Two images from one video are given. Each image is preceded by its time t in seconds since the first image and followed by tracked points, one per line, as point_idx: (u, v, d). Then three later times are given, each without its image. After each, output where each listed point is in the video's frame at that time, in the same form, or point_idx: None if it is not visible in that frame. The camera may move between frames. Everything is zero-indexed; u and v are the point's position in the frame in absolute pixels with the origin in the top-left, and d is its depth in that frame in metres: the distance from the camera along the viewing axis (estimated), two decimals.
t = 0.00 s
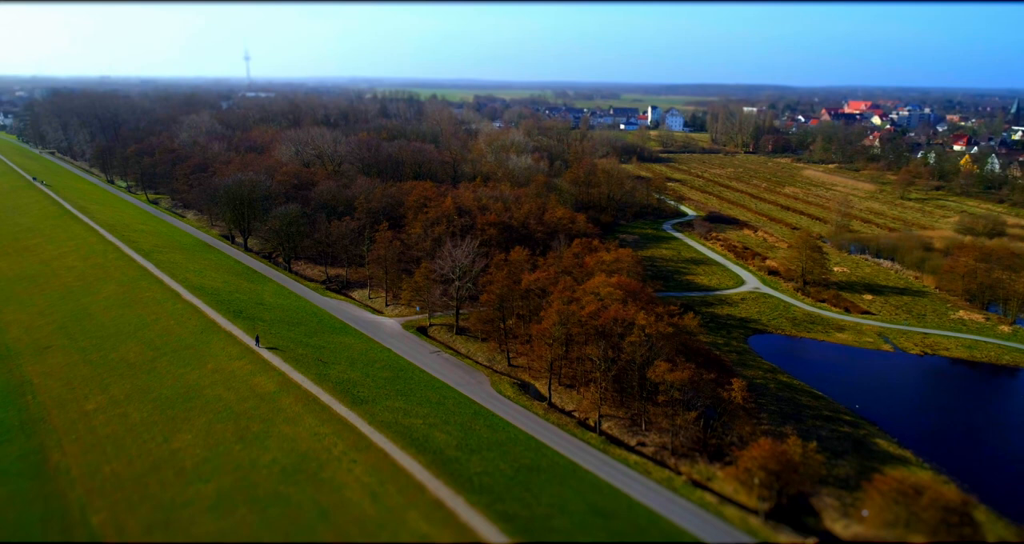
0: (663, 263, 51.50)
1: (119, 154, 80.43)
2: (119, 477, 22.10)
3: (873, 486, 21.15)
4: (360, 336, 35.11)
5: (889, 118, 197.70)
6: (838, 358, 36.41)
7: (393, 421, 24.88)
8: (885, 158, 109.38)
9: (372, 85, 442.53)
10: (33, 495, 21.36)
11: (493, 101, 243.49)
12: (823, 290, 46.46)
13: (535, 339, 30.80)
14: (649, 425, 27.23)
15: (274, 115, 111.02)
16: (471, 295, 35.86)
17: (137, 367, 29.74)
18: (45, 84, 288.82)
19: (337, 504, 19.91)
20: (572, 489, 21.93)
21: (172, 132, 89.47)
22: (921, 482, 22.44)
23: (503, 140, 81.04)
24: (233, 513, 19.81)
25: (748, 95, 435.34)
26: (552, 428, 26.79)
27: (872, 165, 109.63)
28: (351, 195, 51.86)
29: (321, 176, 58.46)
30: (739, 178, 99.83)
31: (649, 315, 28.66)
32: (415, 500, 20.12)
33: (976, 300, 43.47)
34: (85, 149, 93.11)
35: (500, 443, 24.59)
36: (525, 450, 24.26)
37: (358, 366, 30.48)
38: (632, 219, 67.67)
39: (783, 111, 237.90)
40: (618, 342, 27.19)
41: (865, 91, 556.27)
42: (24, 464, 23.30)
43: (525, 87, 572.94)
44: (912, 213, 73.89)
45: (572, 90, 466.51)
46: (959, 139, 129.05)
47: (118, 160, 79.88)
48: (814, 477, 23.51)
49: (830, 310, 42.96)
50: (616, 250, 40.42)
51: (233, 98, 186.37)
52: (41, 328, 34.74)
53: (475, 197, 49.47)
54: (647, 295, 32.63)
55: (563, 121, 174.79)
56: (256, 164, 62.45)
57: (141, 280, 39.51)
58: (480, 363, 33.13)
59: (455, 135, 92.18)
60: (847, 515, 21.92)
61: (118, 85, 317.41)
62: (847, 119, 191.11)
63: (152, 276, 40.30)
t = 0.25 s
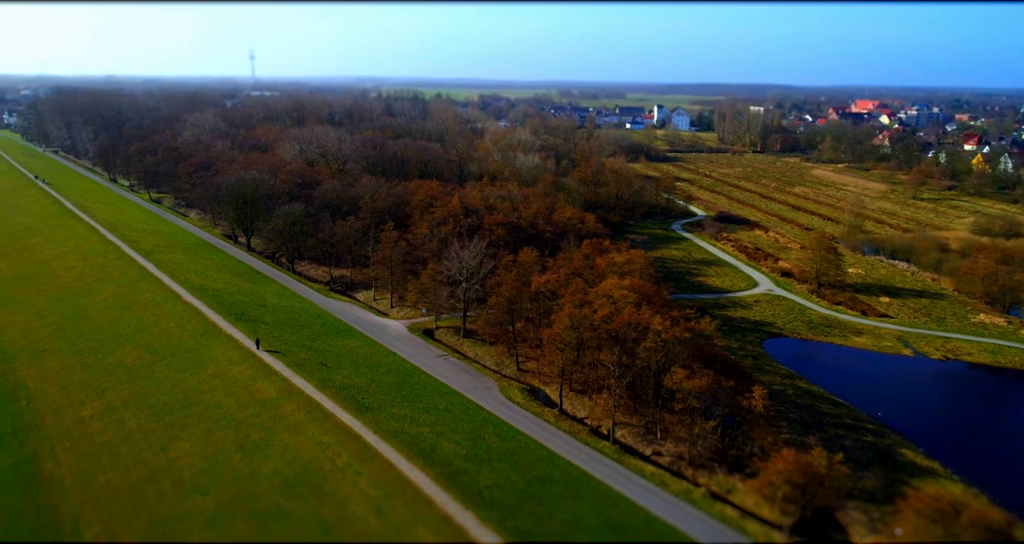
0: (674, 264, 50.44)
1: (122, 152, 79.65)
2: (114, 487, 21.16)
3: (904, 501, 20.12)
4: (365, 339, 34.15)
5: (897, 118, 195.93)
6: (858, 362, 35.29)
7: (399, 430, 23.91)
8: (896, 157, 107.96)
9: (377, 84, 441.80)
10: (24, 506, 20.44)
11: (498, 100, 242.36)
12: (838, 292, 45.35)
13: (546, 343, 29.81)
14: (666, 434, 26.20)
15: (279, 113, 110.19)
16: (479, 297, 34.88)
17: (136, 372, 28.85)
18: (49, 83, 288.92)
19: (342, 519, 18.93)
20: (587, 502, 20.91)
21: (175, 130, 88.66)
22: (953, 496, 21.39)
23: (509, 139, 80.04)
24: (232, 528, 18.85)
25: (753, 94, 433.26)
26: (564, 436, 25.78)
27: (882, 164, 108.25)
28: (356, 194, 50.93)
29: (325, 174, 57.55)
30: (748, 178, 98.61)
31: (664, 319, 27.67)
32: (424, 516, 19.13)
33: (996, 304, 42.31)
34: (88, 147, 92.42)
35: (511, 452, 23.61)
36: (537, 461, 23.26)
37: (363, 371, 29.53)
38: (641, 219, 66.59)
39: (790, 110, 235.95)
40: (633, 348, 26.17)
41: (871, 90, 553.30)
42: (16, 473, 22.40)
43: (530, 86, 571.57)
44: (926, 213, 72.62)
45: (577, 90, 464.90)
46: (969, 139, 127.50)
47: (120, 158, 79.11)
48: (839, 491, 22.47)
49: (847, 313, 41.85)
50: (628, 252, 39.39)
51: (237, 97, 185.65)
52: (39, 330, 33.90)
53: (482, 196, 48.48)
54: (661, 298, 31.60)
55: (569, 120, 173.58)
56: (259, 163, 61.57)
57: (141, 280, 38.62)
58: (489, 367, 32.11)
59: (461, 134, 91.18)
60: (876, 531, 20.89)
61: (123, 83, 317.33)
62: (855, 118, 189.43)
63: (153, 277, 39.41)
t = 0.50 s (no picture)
0: (687, 266, 49.46)
1: (129, 151, 79.19)
2: (112, 494, 20.39)
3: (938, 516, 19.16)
4: (372, 341, 33.33)
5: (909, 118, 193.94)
6: (879, 367, 34.24)
7: (408, 437, 23.07)
8: (910, 157, 106.48)
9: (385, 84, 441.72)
10: (19, 515, 19.68)
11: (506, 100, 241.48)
12: (856, 294, 44.28)
13: (559, 347, 28.93)
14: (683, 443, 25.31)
15: (286, 112, 109.64)
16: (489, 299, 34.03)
17: (138, 375, 28.11)
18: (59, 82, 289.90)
19: (348, 532, 18.10)
20: (605, 514, 19.98)
21: (183, 129, 88.22)
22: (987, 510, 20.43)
23: (519, 138, 79.17)
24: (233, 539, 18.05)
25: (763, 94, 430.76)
26: (579, 444, 24.87)
27: (896, 164, 106.80)
28: (364, 193, 50.17)
29: (332, 173, 56.82)
30: (759, 178, 97.40)
31: (682, 323, 26.77)
32: (434, 528, 18.28)
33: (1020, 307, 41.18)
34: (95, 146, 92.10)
35: (524, 461, 22.74)
36: (551, 470, 22.37)
37: (371, 375, 28.71)
38: (652, 219, 65.59)
39: (800, 109, 234.06)
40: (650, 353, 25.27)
41: (881, 90, 549.57)
42: (12, 480, 21.68)
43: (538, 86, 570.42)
44: (942, 214, 71.33)
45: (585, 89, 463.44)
46: (984, 139, 125.69)
47: (127, 156, 78.67)
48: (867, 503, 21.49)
49: (866, 316, 40.78)
50: (641, 253, 38.46)
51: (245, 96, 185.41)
52: (41, 331, 33.25)
53: (492, 195, 47.64)
54: (678, 301, 30.69)
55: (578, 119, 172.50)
56: (266, 161, 60.90)
57: (146, 280, 37.94)
58: (500, 371, 31.23)
59: (470, 133, 90.40)
60: None
61: (132, 82, 318.34)
62: (866, 118, 187.67)
63: (157, 276, 38.71)
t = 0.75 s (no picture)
0: (706, 267, 48.26)
1: (140, 148, 78.78)
2: (114, 504, 19.55)
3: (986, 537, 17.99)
4: (384, 344, 32.39)
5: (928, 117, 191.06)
6: (909, 374, 32.95)
7: (422, 447, 22.10)
8: (930, 157, 104.56)
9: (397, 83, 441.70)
10: (16, 525, 18.86)
11: (518, 99, 240.26)
12: (882, 297, 42.94)
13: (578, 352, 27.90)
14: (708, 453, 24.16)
15: (298, 110, 109.08)
16: (504, 300, 33.03)
17: (144, 378, 27.30)
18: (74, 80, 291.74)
19: None
20: (629, 529, 18.92)
21: (194, 127, 87.78)
22: None
23: (532, 136, 78.11)
24: None
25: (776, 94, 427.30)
26: (599, 454, 23.80)
27: (916, 164, 104.91)
28: (376, 192, 49.33)
29: (344, 171, 56.01)
30: (777, 177, 95.86)
31: (707, 328, 25.67)
32: None
33: None
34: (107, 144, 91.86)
35: (542, 472, 21.72)
36: (571, 482, 21.33)
37: (383, 380, 27.79)
38: (668, 219, 64.38)
39: (815, 109, 231.64)
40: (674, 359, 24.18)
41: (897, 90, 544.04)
42: (12, 487, 20.89)
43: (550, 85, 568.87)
44: (966, 215, 69.66)
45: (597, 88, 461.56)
46: (1005, 138, 123.44)
47: (139, 154, 78.26)
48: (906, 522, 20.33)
49: (893, 320, 39.46)
50: (661, 254, 37.37)
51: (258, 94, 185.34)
52: (46, 332, 32.56)
53: (507, 195, 46.67)
54: (701, 304, 29.59)
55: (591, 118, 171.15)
56: (278, 159, 60.16)
57: (154, 280, 37.21)
58: (516, 376, 30.21)
59: (483, 131, 89.44)
60: None
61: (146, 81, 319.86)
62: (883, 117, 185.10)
63: (166, 276, 37.99)
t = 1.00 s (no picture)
0: (721, 268, 47.29)
1: (149, 147, 78.41)
2: (114, 513, 18.85)
3: None
4: (394, 346, 31.63)
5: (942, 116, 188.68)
6: (935, 379, 31.90)
7: (434, 456, 21.32)
8: (946, 156, 102.95)
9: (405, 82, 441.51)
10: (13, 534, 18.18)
11: (527, 98, 239.23)
12: (903, 300, 41.87)
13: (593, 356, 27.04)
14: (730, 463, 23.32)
15: (307, 109, 108.55)
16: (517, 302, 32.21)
17: (148, 380, 26.63)
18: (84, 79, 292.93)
19: None
20: None
21: (203, 125, 87.40)
22: None
23: (542, 135, 77.22)
24: None
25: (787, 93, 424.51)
26: (616, 462, 22.95)
27: (931, 164, 103.33)
28: (386, 190, 48.61)
29: (353, 170, 55.31)
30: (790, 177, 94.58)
31: (727, 332, 24.78)
32: None
33: None
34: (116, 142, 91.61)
35: (558, 481, 20.90)
36: (588, 492, 20.49)
37: (392, 384, 27.01)
38: (681, 218, 63.37)
39: (826, 108, 229.49)
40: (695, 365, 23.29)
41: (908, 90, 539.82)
42: (10, 494, 20.24)
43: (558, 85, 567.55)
44: (985, 216, 68.30)
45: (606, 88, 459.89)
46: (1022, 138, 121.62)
47: (147, 152, 77.89)
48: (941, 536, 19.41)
49: (915, 324, 38.39)
50: (677, 255, 36.45)
51: (267, 93, 185.20)
52: (50, 332, 31.98)
53: (518, 194, 45.86)
54: (720, 307, 28.68)
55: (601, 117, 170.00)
56: (286, 158, 59.57)
57: (160, 279, 36.59)
58: (529, 380, 29.38)
59: (492, 130, 88.60)
60: None
61: (155, 80, 320.75)
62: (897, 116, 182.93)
63: (172, 275, 37.37)
